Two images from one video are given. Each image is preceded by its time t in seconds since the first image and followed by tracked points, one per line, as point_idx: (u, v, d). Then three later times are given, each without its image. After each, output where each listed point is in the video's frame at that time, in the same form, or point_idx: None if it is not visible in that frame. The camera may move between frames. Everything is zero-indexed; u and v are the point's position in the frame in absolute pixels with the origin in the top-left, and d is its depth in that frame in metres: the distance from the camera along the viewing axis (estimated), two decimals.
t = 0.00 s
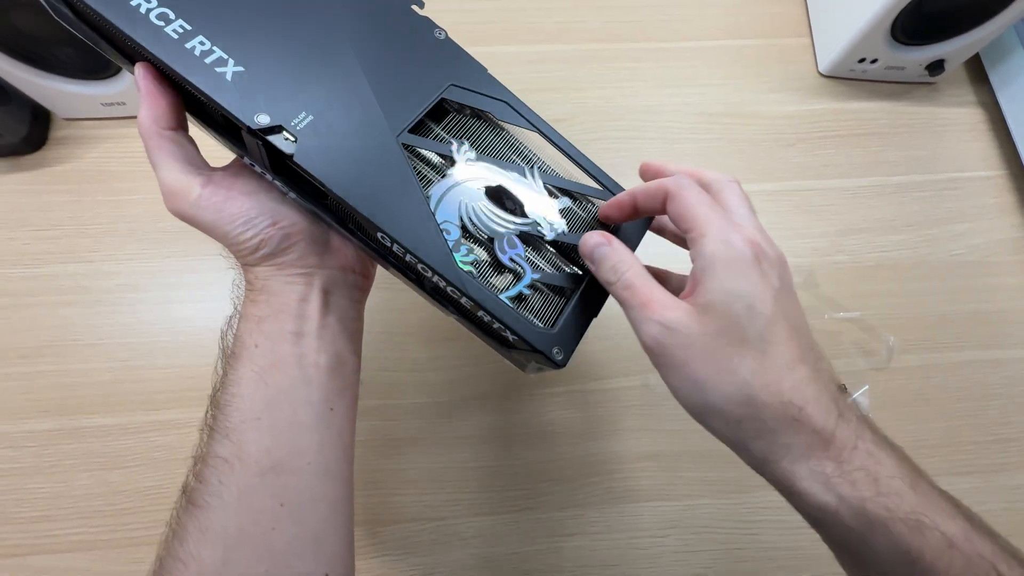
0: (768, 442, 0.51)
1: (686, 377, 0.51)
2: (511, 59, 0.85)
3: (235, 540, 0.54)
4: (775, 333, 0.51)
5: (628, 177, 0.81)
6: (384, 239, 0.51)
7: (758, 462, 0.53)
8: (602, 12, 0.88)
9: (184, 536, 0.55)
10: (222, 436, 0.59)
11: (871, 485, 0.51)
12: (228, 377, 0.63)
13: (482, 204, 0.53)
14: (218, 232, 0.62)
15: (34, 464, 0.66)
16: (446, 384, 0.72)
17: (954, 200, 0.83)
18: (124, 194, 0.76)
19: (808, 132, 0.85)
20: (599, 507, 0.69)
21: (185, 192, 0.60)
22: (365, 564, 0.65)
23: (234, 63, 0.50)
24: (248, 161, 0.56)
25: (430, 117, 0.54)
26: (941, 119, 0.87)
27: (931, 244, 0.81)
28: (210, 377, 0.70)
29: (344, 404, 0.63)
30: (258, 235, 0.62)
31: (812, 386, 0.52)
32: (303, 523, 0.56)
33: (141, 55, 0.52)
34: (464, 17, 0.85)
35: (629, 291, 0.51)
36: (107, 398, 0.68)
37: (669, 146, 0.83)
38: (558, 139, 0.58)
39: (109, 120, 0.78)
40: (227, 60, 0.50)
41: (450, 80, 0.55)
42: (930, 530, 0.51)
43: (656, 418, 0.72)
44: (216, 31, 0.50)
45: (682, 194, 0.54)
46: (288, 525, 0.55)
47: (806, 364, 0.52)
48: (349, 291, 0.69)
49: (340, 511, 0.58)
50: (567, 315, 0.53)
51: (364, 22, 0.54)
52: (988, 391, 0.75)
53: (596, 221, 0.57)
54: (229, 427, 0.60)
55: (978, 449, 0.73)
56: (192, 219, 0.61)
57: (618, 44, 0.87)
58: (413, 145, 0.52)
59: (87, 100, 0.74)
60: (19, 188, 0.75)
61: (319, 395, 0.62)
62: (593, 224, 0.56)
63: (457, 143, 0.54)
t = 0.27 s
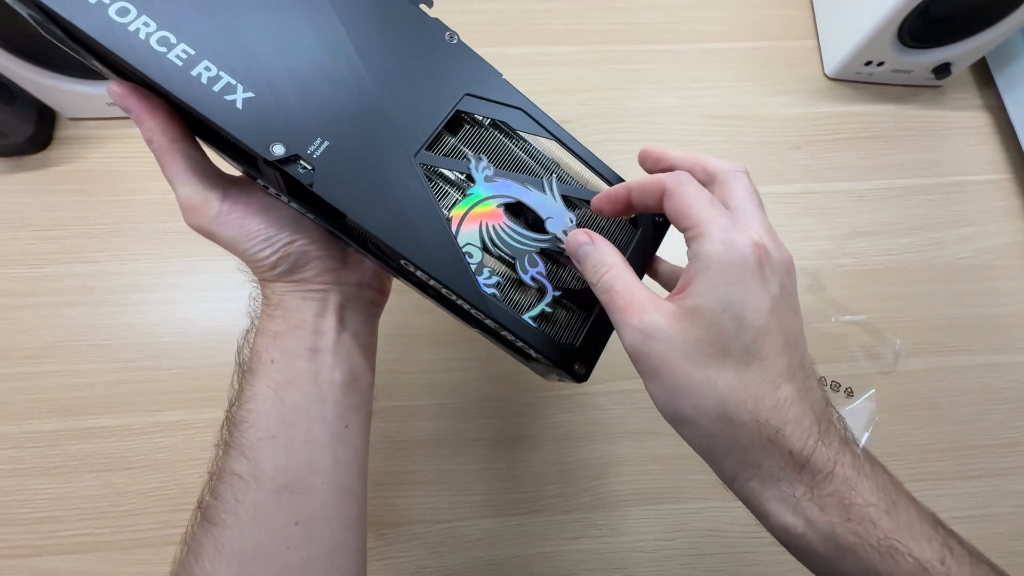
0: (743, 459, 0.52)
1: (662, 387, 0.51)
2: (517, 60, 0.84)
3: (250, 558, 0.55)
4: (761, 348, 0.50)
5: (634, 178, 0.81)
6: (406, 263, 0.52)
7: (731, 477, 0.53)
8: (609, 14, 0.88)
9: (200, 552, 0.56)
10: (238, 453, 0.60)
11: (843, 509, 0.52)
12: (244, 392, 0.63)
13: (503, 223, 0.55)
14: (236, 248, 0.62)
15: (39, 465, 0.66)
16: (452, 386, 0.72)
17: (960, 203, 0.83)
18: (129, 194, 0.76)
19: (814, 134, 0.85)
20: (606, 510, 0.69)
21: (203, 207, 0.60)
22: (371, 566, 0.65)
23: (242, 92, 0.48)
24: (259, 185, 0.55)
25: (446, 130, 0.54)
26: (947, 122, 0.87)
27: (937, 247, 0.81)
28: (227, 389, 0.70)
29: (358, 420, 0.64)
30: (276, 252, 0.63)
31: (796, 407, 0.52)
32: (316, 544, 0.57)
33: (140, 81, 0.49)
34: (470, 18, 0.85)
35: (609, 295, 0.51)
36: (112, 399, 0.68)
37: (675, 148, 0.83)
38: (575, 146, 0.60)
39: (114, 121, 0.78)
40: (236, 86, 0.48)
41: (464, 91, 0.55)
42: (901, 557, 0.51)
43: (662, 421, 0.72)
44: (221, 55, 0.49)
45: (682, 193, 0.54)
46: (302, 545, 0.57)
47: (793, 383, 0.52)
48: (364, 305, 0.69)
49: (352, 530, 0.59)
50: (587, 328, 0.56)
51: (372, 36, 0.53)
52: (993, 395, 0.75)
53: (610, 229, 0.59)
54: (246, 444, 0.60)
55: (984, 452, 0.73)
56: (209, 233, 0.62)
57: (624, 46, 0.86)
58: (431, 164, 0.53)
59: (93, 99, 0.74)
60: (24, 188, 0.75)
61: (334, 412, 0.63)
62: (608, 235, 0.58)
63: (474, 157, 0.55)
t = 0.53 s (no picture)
0: (727, 459, 0.52)
1: (650, 384, 0.52)
2: (518, 60, 0.85)
3: (249, 560, 0.55)
4: (749, 348, 0.50)
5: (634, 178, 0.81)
6: (406, 267, 0.53)
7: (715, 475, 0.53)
8: (610, 14, 0.88)
9: (199, 554, 0.56)
10: (238, 454, 0.60)
11: (826, 510, 0.52)
12: (243, 393, 0.63)
13: (505, 221, 0.55)
14: (234, 248, 0.62)
15: (38, 464, 0.66)
16: (452, 385, 0.72)
17: (960, 204, 0.84)
18: (129, 193, 0.76)
19: (814, 135, 0.85)
20: (605, 510, 0.69)
21: (199, 207, 0.60)
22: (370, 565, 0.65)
23: (234, 95, 0.48)
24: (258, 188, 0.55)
25: (444, 125, 0.55)
26: (947, 123, 0.87)
27: (937, 248, 0.81)
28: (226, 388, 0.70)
29: (358, 421, 0.64)
30: (273, 252, 0.63)
31: (783, 408, 0.51)
32: (316, 545, 0.57)
33: (125, 87, 0.48)
34: (470, 18, 0.85)
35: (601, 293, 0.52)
36: (112, 398, 0.68)
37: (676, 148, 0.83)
38: (575, 136, 0.60)
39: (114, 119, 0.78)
40: (227, 89, 0.48)
41: (460, 85, 0.55)
42: (881, 557, 0.51)
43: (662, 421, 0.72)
44: (211, 57, 0.48)
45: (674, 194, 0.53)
46: (301, 547, 0.57)
47: (781, 384, 0.52)
48: (364, 306, 0.69)
49: (352, 532, 0.59)
50: (588, 326, 0.57)
51: (365, 32, 0.53)
52: (993, 395, 0.75)
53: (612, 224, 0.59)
54: (245, 444, 0.60)
55: (983, 453, 0.73)
56: (208, 233, 0.62)
57: (624, 47, 0.86)
58: (430, 162, 0.53)
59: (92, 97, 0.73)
60: (24, 186, 0.75)
61: (333, 413, 0.63)
62: (608, 233, 0.59)
63: (473, 154, 0.55)
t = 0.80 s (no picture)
0: (720, 451, 0.52)
1: (644, 377, 0.52)
2: (519, 59, 0.85)
3: (247, 561, 0.56)
4: (745, 340, 0.50)
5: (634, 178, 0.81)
6: (405, 272, 0.53)
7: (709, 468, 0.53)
8: (610, 13, 0.88)
9: (197, 554, 0.56)
10: (235, 455, 0.60)
11: (820, 503, 0.52)
12: (241, 393, 0.63)
13: (504, 229, 0.55)
14: (231, 249, 0.63)
15: (37, 461, 0.66)
16: (451, 384, 0.72)
17: (959, 204, 0.84)
18: (129, 190, 0.76)
19: (814, 135, 0.85)
20: (604, 508, 0.69)
21: (196, 207, 0.60)
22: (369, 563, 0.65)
23: (234, 96, 0.48)
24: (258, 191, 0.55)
25: (446, 129, 0.55)
26: (947, 123, 0.87)
27: (936, 248, 0.81)
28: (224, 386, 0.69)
29: (356, 422, 0.64)
30: (270, 253, 0.63)
31: (777, 399, 0.51)
32: (314, 546, 0.57)
33: (122, 86, 0.48)
34: (471, 17, 0.85)
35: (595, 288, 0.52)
36: (111, 395, 0.68)
37: (676, 147, 0.83)
38: (580, 143, 0.60)
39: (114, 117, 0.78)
40: (226, 90, 0.48)
41: (464, 88, 0.55)
42: (876, 552, 0.51)
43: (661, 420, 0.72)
44: (209, 57, 0.48)
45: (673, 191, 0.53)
46: (300, 547, 0.57)
47: (776, 376, 0.51)
48: (361, 308, 0.69)
49: (350, 533, 0.59)
50: (586, 333, 0.57)
51: (366, 32, 0.53)
52: (991, 395, 0.75)
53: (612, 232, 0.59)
54: (243, 445, 0.60)
55: (982, 453, 0.73)
56: (206, 233, 0.62)
57: (625, 46, 0.86)
58: (432, 168, 0.53)
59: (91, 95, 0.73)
60: (23, 184, 0.75)
61: (331, 413, 0.63)
62: (607, 239, 0.59)
63: (476, 160, 0.55)
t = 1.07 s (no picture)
0: (731, 433, 0.51)
1: (651, 362, 0.52)
2: (520, 57, 0.84)
3: (251, 563, 0.55)
4: (750, 321, 0.50)
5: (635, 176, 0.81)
6: (412, 277, 0.53)
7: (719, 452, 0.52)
8: (611, 12, 0.88)
9: (200, 556, 0.56)
10: (239, 456, 0.60)
11: (833, 484, 0.51)
12: (244, 394, 0.63)
13: (510, 237, 0.55)
14: (237, 247, 0.62)
15: (37, 460, 0.66)
16: (452, 383, 0.72)
17: (960, 203, 0.84)
18: (129, 188, 0.76)
19: (815, 134, 0.85)
20: (605, 507, 0.69)
21: (202, 204, 0.59)
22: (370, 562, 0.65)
23: (246, 96, 0.48)
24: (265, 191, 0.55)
25: (457, 137, 0.55)
26: (948, 123, 0.87)
27: (937, 247, 0.81)
28: (226, 386, 0.69)
29: (360, 423, 0.64)
30: (276, 252, 0.63)
31: (785, 379, 0.51)
32: (317, 547, 0.57)
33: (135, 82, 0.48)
34: (471, 15, 0.85)
35: (598, 279, 0.52)
36: (111, 394, 0.68)
37: (677, 146, 0.83)
38: (583, 154, 0.60)
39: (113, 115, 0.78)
40: (240, 90, 0.48)
41: (477, 96, 0.55)
42: (890, 533, 0.50)
43: (662, 420, 0.72)
44: (223, 56, 0.48)
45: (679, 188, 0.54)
46: (303, 549, 0.57)
47: (782, 357, 0.52)
48: (365, 309, 0.69)
49: (354, 534, 0.59)
50: (590, 341, 0.57)
51: (381, 37, 0.53)
52: (992, 395, 0.75)
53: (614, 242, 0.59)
54: (246, 447, 0.60)
55: (982, 452, 0.73)
56: (210, 231, 0.61)
57: (626, 45, 0.86)
58: (443, 175, 0.53)
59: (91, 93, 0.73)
60: (23, 181, 0.75)
61: (335, 415, 0.63)
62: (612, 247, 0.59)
63: (485, 169, 0.55)
